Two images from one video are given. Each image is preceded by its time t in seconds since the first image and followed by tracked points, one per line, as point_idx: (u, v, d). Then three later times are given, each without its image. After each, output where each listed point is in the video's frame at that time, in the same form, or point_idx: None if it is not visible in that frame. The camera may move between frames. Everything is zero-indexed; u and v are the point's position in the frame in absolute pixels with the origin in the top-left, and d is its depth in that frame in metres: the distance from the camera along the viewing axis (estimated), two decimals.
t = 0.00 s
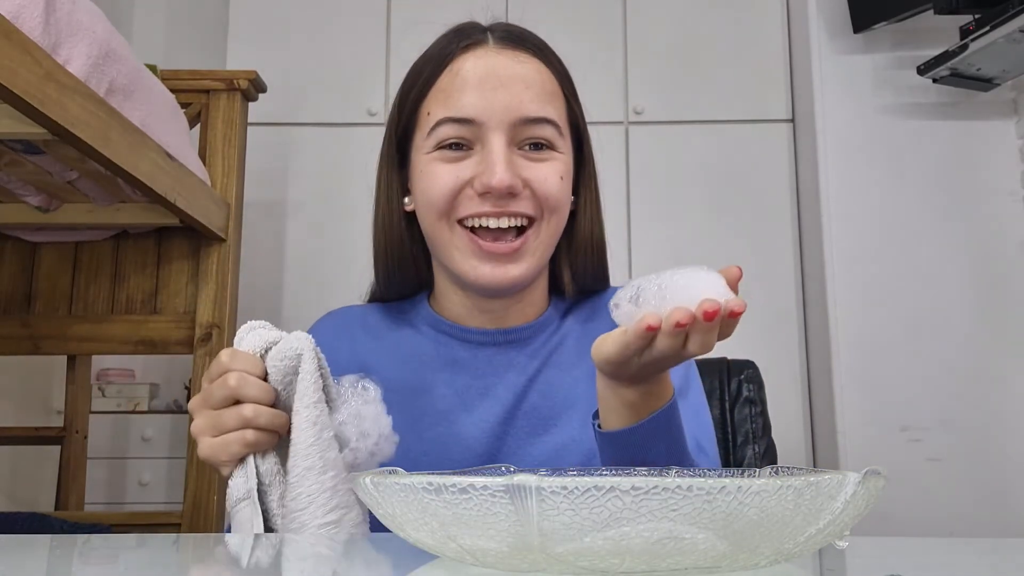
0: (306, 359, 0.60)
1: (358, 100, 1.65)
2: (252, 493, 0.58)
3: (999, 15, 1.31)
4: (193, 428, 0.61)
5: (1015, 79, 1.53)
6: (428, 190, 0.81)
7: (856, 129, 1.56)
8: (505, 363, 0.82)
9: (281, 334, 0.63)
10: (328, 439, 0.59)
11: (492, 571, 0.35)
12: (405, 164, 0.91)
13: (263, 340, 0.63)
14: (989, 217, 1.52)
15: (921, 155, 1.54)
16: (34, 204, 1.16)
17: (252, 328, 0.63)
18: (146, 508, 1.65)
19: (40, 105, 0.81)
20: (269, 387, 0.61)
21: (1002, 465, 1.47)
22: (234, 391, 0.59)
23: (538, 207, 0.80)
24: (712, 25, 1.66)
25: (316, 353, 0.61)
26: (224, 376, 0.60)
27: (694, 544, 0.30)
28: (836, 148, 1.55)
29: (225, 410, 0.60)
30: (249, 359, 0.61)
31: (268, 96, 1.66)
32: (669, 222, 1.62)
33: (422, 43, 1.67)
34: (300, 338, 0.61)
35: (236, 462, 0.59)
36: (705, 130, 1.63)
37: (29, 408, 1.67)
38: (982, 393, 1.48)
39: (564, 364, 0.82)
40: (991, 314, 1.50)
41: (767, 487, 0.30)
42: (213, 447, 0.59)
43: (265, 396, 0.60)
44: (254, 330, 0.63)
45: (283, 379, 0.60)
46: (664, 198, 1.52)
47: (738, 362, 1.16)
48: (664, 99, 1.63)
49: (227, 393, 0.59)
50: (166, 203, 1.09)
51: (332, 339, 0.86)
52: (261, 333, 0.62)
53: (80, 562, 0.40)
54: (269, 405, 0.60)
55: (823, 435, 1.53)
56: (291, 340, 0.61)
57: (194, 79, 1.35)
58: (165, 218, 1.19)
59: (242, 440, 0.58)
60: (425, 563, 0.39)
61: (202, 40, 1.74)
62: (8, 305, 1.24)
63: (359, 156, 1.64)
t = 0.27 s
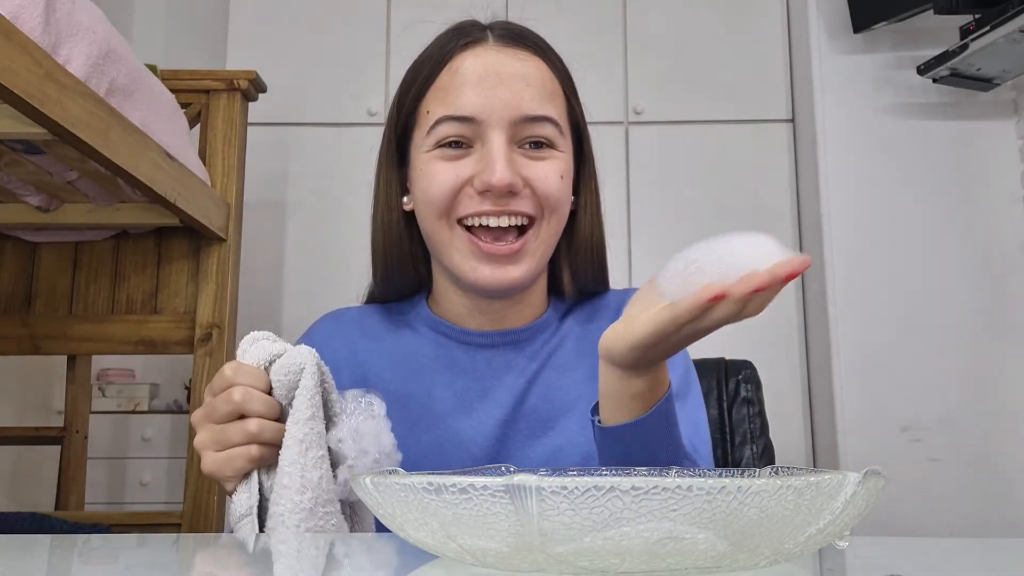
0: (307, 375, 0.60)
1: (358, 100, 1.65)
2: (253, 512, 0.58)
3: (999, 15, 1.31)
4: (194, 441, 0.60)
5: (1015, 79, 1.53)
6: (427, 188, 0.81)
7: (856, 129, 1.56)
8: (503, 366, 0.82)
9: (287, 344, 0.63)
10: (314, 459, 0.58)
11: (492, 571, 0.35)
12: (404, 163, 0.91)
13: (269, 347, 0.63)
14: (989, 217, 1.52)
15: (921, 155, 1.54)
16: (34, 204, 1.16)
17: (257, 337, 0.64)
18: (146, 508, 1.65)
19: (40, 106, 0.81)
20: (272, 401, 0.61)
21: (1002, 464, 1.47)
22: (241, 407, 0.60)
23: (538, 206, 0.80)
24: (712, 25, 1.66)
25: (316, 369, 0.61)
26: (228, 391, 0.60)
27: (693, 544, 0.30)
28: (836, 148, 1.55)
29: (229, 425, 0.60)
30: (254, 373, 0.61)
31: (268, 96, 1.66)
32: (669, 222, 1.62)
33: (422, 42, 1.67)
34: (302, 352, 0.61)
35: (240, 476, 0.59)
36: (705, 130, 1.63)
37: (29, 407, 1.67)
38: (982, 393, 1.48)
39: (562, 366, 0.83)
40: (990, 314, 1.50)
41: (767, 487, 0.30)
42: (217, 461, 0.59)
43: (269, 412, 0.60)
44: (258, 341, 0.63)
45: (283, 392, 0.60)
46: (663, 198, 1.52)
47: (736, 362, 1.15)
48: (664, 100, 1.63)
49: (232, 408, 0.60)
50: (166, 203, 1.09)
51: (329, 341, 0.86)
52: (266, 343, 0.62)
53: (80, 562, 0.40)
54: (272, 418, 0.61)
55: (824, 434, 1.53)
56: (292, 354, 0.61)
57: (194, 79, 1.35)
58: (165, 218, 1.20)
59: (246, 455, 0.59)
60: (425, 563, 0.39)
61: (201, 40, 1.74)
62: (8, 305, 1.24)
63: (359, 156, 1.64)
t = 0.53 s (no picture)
0: (307, 408, 0.58)
1: (358, 100, 1.65)
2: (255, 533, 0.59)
3: (999, 15, 1.31)
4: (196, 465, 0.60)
5: (1015, 79, 1.54)
6: (421, 186, 0.81)
7: (856, 129, 1.56)
8: (499, 368, 0.82)
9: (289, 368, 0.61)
10: (328, 494, 0.57)
11: (492, 571, 0.35)
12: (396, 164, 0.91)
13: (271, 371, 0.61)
14: (988, 217, 1.52)
15: (920, 155, 1.54)
16: (34, 204, 1.16)
17: (260, 358, 0.62)
18: (145, 508, 1.65)
19: (40, 106, 0.81)
20: (273, 429, 0.60)
21: (1001, 464, 1.47)
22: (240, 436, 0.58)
23: (534, 204, 0.80)
24: (711, 24, 1.66)
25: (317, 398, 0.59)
26: (230, 417, 0.59)
27: (693, 544, 0.30)
28: (836, 148, 1.55)
29: (230, 450, 0.59)
30: (255, 401, 0.60)
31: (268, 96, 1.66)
32: (669, 221, 1.62)
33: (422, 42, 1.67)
34: (302, 382, 0.59)
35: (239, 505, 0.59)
36: (705, 130, 1.63)
37: (29, 407, 1.67)
38: (981, 392, 1.48)
39: (559, 368, 0.83)
40: (989, 313, 1.50)
41: (767, 487, 0.30)
42: (216, 489, 0.59)
43: (271, 440, 0.59)
44: (262, 364, 0.61)
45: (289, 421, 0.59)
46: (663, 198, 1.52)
47: (734, 362, 1.15)
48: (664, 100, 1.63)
49: (232, 436, 0.59)
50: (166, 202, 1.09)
51: (323, 343, 0.86)
52: (267, 368, 0.61)
53: (80, 562, 0.40)
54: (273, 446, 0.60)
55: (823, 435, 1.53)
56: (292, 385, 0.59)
57: (194, 79, 1.35)
58: (165, 218, 1.20)
59: (244, 485, 0.58)
60: (425, 563, 0.39)
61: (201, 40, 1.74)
62: (8, 305, 1.24)
63: (359, 156, 1.64)
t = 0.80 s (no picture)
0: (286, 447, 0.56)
1: (358, 99, 1.65)
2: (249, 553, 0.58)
3: (999, 15, 1.31)
4: (198, 481, 0.60)
5: (1015, 79, 1.54)
6: (414, 188, 0.81)
7: (856, 129, 1.56)
8: (494, 371, 0.82)
9: (296, 394, 0.59)
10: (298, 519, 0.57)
11: (492, 571, 0.35)
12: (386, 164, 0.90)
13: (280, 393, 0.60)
14: (988, 217, 1.52)
15: (920, 155, 1.54)
16: (33, 204, 1.16)
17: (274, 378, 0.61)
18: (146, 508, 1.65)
19: (40, 105, 0.81)
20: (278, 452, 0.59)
21: (1001, 463, 1.47)
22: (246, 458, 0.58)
23: (528, 205, 0.80)
24: (711, 24, 1.66)
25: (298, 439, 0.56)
26: (235, 439, 0.59)
27: (693, 544, 0.30)
28: (836, 148, 1.55)
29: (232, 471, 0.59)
30: (261, 424, 0.59)
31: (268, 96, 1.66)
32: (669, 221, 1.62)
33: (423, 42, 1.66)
34: (292, 418, 0.57)
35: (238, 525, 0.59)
36: (706, 129, 1.63)
37: (29, 407, 1.67)
38: (981, 392, 1.48)
39: (556, 370, 0.83)
40: (989, 313, 1.50)
41: (768, 487, 0.30)
42: (218, 508, 0.59)
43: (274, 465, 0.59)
44: (271, 386, 0.60)
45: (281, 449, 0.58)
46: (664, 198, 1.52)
47: (734, 362, 1.15)
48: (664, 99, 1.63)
49: (235, 459, 0.58)
50: (166, 202, 1.09)
51: (321, 344, 0.87)
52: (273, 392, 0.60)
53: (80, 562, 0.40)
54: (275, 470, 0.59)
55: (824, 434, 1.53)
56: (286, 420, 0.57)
57: (194, 79, 1.35)
58: (165, 218, 1.20)
59: (246, 507, 0.58)
60: (426, 564, 0.39)
61: (201, 40, 1.74)
62: (7, 305, 1.24)
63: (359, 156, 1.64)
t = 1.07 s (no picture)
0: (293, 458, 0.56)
1: (358, 99, 1.65)
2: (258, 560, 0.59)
3: (999, 15, 1.31)
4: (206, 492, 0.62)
5: (1015, 79, 1.53)
6: (417, 188, 0.81)
7: (856, 129, 1.55)
8: (493, 371, 0.82)
9: (303, 404, 0.61)
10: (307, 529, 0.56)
11: (492, 571, 0.35)
12: (384, 165, 0.90)
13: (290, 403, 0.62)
14: (988, 217, 1.52)
15: (920, 155, 1.54)
16: (33, 204, 1.17)
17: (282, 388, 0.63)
18: (146, 508, 1.65)
19: (41, 106, 0.81)
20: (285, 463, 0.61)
21: (1000, 463, 1.47)
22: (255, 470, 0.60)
23: (532, 203, 0.80)
24: (711, 24, 1.66)
25: (305, 450, 0.57)
26: (244, 450, 0.60)
27: (694, 544, 0.30)
28: (836, 148, 1.55)
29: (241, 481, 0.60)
30: (270, 434, 0.60)
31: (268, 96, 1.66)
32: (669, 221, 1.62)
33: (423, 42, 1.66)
34: (302, 428, 0.58)
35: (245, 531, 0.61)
36: (706, 129, 1.63)
37: (29, 407, 1.67)
38: (981, 391, 1.48)
39: (556, 370, 0.83)
40: (989, 313, 1.50)
41: (768, 487, 0.30)
42: (225, 518, 0.60)
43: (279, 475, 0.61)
44: (278, 396, 0.62)
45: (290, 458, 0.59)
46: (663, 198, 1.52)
47: (734, 362, 1.15)
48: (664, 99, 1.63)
49: (244, 470, 0.60)
50: (165, 202, 1.09)
51: (319, 346, 0.87)
52: (281, 402, 0.61)
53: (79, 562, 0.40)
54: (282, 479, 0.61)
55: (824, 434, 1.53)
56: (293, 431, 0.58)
57: (195, 79, 1.35)
58: (165, 218, 1.20)
59: (254, 518, 0.60)
60: (426, 564, 0.39)
61: (201, 40, 1.74)
62: (8, 305, 1.24)
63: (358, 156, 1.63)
